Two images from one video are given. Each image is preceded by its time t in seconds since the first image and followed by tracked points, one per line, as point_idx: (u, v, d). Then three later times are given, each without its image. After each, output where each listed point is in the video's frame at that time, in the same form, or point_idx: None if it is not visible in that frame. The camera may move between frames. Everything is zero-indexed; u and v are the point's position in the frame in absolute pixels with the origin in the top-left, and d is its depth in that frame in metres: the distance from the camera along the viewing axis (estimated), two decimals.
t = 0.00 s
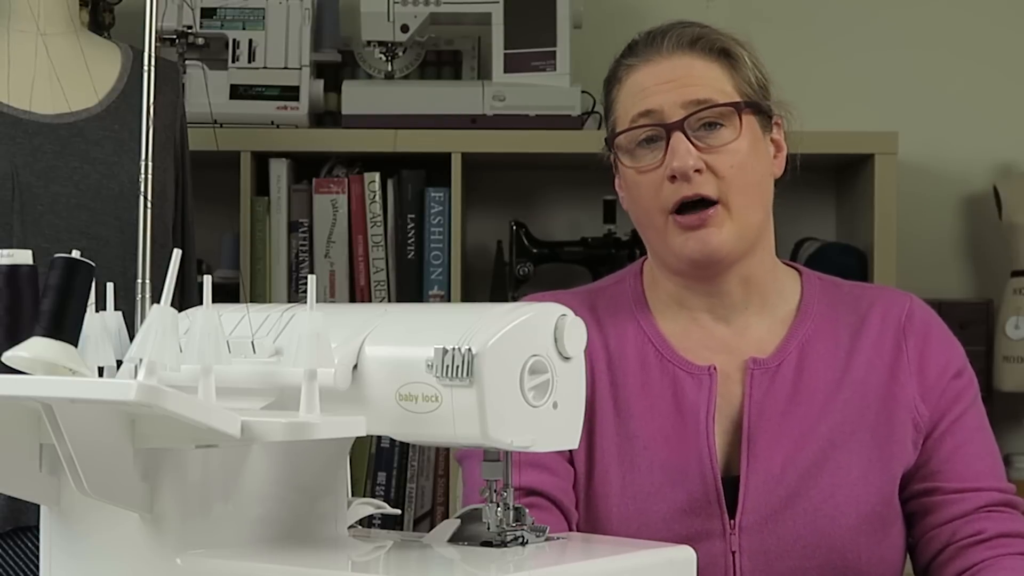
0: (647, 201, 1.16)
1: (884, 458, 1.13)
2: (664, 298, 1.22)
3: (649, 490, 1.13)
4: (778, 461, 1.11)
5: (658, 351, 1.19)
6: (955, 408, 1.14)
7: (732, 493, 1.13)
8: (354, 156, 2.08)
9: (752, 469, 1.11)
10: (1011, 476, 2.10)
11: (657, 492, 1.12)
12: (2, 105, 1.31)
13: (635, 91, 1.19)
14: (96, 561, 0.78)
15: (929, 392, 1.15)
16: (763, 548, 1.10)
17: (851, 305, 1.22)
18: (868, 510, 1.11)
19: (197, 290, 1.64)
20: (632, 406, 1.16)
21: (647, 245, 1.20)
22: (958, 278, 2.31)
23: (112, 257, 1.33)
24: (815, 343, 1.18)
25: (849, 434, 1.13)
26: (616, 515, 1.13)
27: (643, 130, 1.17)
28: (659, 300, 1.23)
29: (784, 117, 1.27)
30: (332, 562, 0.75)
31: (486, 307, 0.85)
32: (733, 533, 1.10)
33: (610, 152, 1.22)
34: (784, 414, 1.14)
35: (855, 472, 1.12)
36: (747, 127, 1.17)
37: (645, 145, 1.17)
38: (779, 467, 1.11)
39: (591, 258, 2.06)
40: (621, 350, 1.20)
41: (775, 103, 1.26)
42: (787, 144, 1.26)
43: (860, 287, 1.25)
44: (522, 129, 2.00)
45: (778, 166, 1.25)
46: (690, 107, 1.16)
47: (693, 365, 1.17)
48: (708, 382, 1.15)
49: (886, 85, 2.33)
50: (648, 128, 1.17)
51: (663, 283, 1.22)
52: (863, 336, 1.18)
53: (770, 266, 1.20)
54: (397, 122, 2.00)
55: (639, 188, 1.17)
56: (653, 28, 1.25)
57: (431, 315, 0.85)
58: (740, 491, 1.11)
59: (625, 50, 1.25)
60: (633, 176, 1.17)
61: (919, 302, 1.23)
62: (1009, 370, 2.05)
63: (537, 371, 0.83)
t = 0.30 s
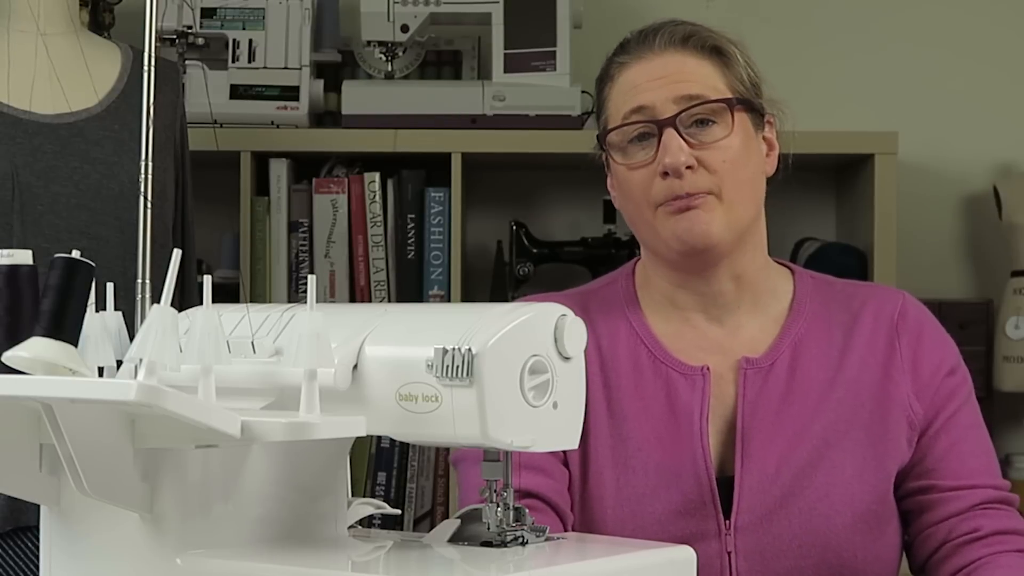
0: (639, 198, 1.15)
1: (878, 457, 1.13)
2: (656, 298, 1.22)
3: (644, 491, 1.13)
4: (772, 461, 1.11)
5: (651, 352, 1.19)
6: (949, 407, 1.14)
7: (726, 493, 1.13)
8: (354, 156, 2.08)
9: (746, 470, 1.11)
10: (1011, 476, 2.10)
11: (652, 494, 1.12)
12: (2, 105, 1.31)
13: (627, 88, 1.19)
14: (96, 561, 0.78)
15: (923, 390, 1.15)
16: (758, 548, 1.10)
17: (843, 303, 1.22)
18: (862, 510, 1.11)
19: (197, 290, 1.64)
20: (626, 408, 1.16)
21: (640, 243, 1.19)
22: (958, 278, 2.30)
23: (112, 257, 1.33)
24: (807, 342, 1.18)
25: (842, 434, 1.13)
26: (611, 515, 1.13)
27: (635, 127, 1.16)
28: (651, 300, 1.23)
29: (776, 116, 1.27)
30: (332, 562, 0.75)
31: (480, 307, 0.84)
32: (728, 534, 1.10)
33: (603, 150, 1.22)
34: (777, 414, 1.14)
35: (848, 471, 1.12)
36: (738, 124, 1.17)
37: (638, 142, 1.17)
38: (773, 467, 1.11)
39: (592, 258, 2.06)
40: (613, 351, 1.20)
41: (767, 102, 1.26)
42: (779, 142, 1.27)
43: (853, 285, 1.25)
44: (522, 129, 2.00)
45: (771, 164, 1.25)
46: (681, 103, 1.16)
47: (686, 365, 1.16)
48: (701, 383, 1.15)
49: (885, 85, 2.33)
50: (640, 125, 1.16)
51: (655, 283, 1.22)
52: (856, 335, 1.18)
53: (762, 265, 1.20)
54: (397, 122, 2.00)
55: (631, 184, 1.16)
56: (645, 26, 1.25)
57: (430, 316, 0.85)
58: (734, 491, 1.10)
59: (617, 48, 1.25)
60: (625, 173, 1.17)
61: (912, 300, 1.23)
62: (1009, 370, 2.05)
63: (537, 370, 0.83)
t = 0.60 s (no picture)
0: (632, 193, 1.15)
1: (875, 456, 1.12)
2: (653, 299, 1.22)
3: (640, 492, 1.13)
4: (769, 461, 1.12)
5: (647, 353, 1.19)
6: (946, 407, 1.14)
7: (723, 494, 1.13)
8: (354, 156, 2.08)
9: (743, 470, 1.11)
10: (1011, 476, 2.10)
11: (648, 495, 1.12)
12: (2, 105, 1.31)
13: (619, 85, 1.20)
14: (96, 561, 0.78)
15: (920, 390, 1.15)
16: (754, 548, 1.10)
17: (840, 304, 1.22)
18: (859, 510, 1.11)
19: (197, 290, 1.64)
20: (623, 408, 1.16)
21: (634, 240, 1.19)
22: (958, 278, 2.31)
23: (112, 257, 1.33)
24: (804, 343, 1.18)
25: (839, 434, 1.13)
26: (607, 515, 1.13)
27: (628, 123, 1.16)
28: (648, 301, 1.23)
29: (772, 116, 1.27)
30: (332, 562, 0.75)
31: (479, 308, 0.85)
32: (724, 534, 1.10)
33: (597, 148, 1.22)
34: (774, 415, 1.14)
35: (845, 471, 1.12)
36: (731, 119, 1.17)
37: (631, 137, 1.17)
38: (769, 468, 1.11)
39: (592, 258, 2.06)
40: (610, 351, 1.20)
41: (763, 102, 1.27)
42: (775, 142, 1.27)
43: (850, 285, 1.25)
44: (522, 129, 2.00)
45: (766, 164, 1.26)
46: (672, 98, 1.17)
47: (682, 366, 1.16)
48: (697, 383, 1.15)
49: (885, 85, 2.33)
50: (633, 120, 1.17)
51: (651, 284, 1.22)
52: (852, 335, 1.18)
53: (757, 264, 1.20)
54: (397, 122, 2.00)
55: (624, 180, 1.16)
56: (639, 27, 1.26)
57: (431, 315, 0.85)
58: (731, 492, 1.11)
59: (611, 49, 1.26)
60: (618, 168, 1.17)
61: (908, 300, 1.23)
62: (1009, 370, 2.05)
63: (537, 371, 0.83)
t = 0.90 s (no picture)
0: (644, 189, 1.15)
1: (878, 449, 1.12)
2: (656, 293, 1.23)
3: (642, 482, 1.12)
4: (771, 452, 1.11)
5: (650, 346, 1.19)
6: (948, 401, 1.14)
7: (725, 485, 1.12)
8: (354, 156, 2.08)
9: (745, 461, 1.11)
10: (1011, 476, 2.10)
11: (650, 485, 1.12)
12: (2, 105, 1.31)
13: (632, 82, 1.20)
14: (96, 561, 0.78)
15: (923, 383, 1.15)
16: (757, 539, 1.10)
17: (842, 299, 1.22)
18: (862, 501, 1.11)
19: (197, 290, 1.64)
20: (625, 401, 1.16)
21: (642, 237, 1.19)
22: (958, 278, 2.31)
23: (111, 257, 1.33)
24: (807, 336, 1.18)
25: (842, 426, 1.13)
26: (609, 507, 1.12)
27: (642, 118, 1.16)
28: (651, 295, 1.23)
29: (777, 117, 1.28)
30: (332, 563, 0.75)
31: (481, 308, 0.85)
32: (727, 524, 1.10)
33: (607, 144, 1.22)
34: (777, 407, 1.14)
35: (848, 463, 1.12)
36: (744, 120, 1.18)
37: (644, 134, 1.17)
38: (772, 460, 1.11)
39: (592, 258, 2.06)
40: (612, 345, 1.20)
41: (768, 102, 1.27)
42: (780, 143, 1.27)
43: (851, 281, 1.25)
44: (522, 129, 2.00)
45: (772, 164, 1.26)
46: (686, 96, 1.17)
47: (685, 359, 1.16)
48: (700, 376, 1.15)
49: (885, 85, 2.33)
50: (647, 117, 1.17)
51: (655, 278, 1.22)
52: (855, 329, 1.18)
53: (762, 260, 1.20)
54: (397, 123, 2.00)
55: (636, 176, 1.16)
56: (651, 26, 1.26)
57: (431, 315, 0.85)
58: (734, 482, 1.10)
59: (623, 46, 1.25)
60: (630, 164, 1.17)
61: (911, 296, 1.23)
62: (1009, 370, 2.05)
63: (537, 371, 0.83)
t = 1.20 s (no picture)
0: (648, 196, 1.16)
1: (885, 452, 1.12)
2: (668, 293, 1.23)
3: (650, 481, 1.12)
4: (780, 453, 1.11)
5: (660, 345, 1.19)
6: (956, 406, 1.14)
7: (733, 485, 1.12)
8: (354, 156, 2.08)
9: (754, 462, 1.11)
10: (1011, 476, 2.10)
11: (659, 484, 1.12)
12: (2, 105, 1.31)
13: (636, 87, 1.19)
14: (96, 561, 0.78)
15: (931, 388, 1.15)
16: (763, 540, 1.10)
17: (852, 302, 1.22)
18: (869, 505, 1.11)
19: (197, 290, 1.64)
20: (634, 399, 1.16)
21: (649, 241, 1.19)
22: (958, 278, 2.31)
23: (111, 258, 1.33)
24: (816, 339, 1.18)
25: (850, 429, 1.13)
26: (616, 506, 1.13)
27: (645, 125, 1.17)
28: (662, 295, 1.23)
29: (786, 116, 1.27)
30: (332, 562, 0.75)
31: (481, 307, 0.84)
32: (733, 525, 1.10)
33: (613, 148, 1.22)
34: (785, 409, 1.14)
35: (856, 465, 1.12)
36: (748, 123, 1.17)
37: (647, 140, 1.17)
38: (779, 461, 1.11)
39: (592, 258, 2.06)
40: (622, 344, 1.20)
41: (777, 102, 1.26)
42: (790, 141, 1.27)
43: (862, 285, 1.25)
44: (522, 129, 2.00)
45: (781, 163, 1.26)
46: (688, 101, 1.16)
47: (695, 359, 1.16)
48: (710, 377, 1.15)
49: (886, 85, 2.33)
50: (650, 124, 1.16)
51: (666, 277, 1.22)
52: (865, 332, 1.18)
53: (771, 262, 1.20)
54: (397, 123, 2.00)
55: (640, 182, 1.16)
56: (656, 27, 1.25)
57: (431, 315, 0.85)
58: (741, 483, 1.11)
59: (628, 48, 1.25)
60: (635, 171, 1.17)
61: (921, 301, 1.23)
62: (1009, 370, 2.05)
63: (537, 370, 0.83)
